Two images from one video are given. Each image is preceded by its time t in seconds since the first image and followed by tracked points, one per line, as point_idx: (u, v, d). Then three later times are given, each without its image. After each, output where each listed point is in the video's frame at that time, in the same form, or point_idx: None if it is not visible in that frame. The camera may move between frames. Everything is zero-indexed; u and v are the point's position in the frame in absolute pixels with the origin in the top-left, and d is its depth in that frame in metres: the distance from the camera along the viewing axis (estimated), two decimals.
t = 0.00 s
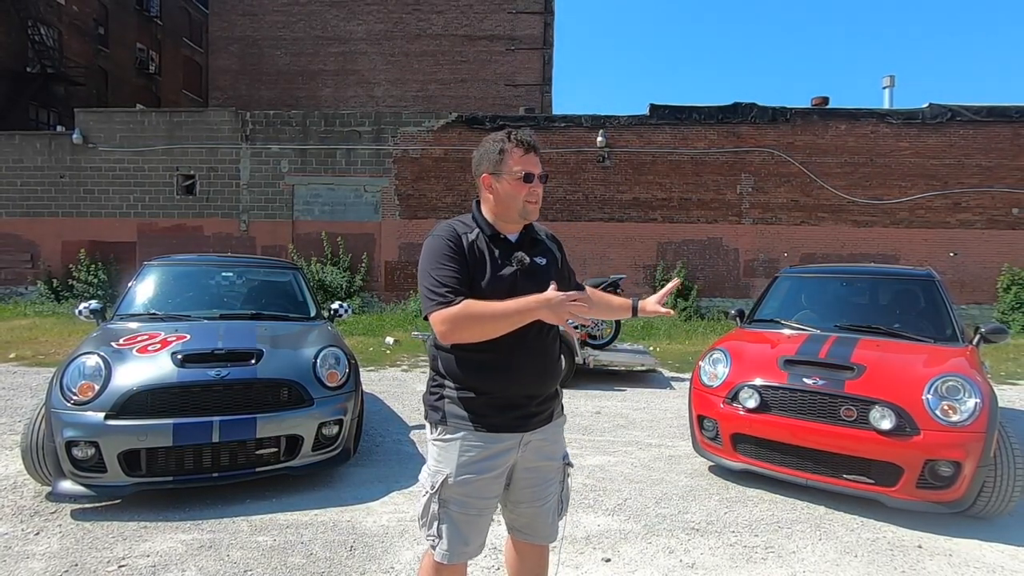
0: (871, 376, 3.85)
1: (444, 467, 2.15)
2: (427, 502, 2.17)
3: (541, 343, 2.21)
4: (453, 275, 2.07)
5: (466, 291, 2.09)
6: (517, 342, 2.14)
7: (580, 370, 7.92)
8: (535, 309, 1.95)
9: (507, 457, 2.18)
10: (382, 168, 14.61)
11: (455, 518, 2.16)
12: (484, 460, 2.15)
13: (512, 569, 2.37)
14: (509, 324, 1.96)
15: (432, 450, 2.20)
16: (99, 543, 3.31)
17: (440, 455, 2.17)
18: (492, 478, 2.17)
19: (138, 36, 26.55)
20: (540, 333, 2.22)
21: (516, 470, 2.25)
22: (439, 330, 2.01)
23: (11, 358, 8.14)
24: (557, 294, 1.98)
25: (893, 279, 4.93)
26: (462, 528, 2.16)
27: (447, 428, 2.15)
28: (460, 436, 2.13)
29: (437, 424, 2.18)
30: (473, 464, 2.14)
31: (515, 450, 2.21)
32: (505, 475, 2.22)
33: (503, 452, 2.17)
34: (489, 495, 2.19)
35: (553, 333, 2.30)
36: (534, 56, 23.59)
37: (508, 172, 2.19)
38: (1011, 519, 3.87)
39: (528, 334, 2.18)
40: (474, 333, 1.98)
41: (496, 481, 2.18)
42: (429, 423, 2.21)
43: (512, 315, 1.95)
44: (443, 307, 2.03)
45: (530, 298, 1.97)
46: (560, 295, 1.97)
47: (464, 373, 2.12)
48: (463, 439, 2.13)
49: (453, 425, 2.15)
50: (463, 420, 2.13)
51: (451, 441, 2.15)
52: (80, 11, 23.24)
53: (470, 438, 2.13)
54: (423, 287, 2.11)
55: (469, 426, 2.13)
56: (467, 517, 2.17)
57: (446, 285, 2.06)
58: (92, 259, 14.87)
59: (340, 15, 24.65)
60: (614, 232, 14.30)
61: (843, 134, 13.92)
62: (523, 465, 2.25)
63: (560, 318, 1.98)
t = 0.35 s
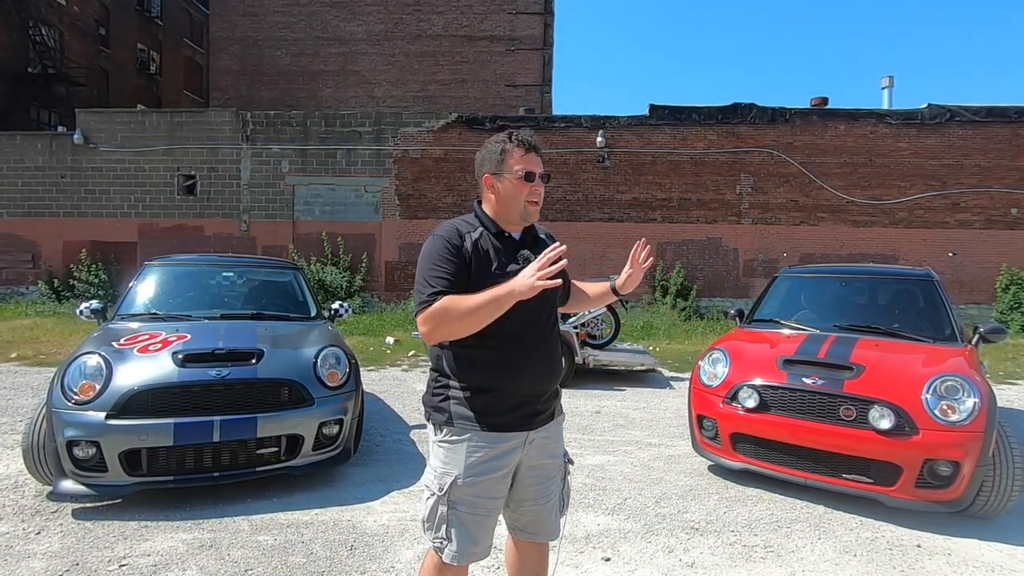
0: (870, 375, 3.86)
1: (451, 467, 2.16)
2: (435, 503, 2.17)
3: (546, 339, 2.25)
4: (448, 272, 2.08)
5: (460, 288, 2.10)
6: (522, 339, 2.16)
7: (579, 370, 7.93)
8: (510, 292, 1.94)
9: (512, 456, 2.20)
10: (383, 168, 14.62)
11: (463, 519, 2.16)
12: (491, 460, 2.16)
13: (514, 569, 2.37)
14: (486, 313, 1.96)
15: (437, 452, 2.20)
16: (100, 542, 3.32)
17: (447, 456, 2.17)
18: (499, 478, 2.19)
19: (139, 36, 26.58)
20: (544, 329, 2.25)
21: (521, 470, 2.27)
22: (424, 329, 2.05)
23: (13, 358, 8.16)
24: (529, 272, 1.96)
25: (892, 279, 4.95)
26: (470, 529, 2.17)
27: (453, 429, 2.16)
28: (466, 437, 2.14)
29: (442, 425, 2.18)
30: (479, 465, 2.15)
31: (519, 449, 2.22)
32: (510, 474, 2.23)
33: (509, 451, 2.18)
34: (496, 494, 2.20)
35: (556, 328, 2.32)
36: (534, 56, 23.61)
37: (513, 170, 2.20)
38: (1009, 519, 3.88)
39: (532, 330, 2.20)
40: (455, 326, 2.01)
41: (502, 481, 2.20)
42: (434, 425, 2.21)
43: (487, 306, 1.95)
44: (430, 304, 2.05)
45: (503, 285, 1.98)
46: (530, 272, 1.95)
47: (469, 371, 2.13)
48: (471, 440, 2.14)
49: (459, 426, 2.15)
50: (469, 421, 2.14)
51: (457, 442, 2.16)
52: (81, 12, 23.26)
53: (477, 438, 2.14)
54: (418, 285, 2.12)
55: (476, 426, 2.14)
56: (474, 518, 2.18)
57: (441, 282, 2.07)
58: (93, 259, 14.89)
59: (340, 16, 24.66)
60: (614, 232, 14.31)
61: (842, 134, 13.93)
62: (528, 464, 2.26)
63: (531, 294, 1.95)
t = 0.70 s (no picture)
0: (869, 375, 3.87)
1: (435, 462, 2.20)
2: (421, 497, 2.21)
3: (540, 343, 2.21)
4: (429, 273, 2.19)
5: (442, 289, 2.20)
6: (511, 341, 2.15)
7: (579, 370, 7.94)
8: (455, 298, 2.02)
9: (500, 455, 2.20)
10: (383, 168, 14.63)
11: (446, 515, 2.18)
12: (474, 457, 2.17)
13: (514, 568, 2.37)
14: (436, 318, 2.05)
15: (428, 447, 2.25)
16: (101, 542, 3.33)
17: (434, 451, 2.21)
18: (484, 476, 2.19)
19: (140, 37, 26.60)
20: (538, 333, 2.21)
21: (511, 469, 2.26)
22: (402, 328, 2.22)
23: (14, 358, 8.17)
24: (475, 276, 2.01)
25: (891, 279, 4.95)
26: (453, 525, 2.18)
27: (440, 424, 2.20)
28: (450, 432, 2.18)
29: (432, 420, 2.23)
30: (463, 461, 2.17)
31: (508, 449, 2.22)
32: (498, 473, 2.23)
33: (493, 449, 2.18)
34: (481, 491, 2.21)
35: (553, 331, 2.30)
36: (534, 57, 23.62)
37: (505, 173, 2.20)
38: (1009, 518, 3.88)
39: (524, 331, 2.18)
40: (414, 328, 2.12)
41: (488, 478, 2.20)
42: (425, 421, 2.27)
43: (436, 310, 2.04)
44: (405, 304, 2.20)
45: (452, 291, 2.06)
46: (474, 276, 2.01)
47: (457, 370, 2.17)
48: (454, 436, 2.17)
49: (444, 421, 2.19)
50: (454, 416, 2.18)
51: (442, 438, 2.19)
52: (82, 13, 23.28)
53: (461, 434, 2.17)
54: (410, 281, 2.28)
55: (459, 422, 2.17)
56: (458, 513, 2.19)
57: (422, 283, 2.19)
58: (94, 260, 14.92)
59: (340, 17, 24.67)
60: (614, 232, 14.32)
61: (841, 134, 13.94)
62: (518, 464, 2.25)
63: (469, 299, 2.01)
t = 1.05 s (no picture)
0: (868, 375, 3.88)
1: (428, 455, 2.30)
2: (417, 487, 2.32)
3: (528, 348, 2.17)
4: (426, 282, 2.31)
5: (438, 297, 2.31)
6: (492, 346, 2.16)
7: (579, 370, 7.95)
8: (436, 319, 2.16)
9: (487, 454, 2.22)
10: (383, 169, 14.64)
11: (435, 506, 2.25)
12: (461, 453, 2.23)
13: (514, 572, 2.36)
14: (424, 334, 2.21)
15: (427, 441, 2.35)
16: (102, 541, 3.34)
17: (429, 445, 2.31)
18: (471, 472, 2.23)
19: (141, 37, 26.62)
20: (524, 338, 2.17)
21: (503, 470, 2.27)
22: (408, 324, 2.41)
23: (15, 358, 8.18)
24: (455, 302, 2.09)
25: (890, 279, 4.96)
26: (442, 517, 2.24)
27: (434, 419, 2.30)
28: (440, 427, 2.27)
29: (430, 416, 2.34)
30: (450, 456, 2.23)
31: (498, 450, 2.24)
32: (489, 471, 2.25)
33: (479, 448, 2.22)
34: (471, 488, 2.25)
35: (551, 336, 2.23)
36: (534, 58, 23.63)
37: (495, 174, 2.22)
38: (1007, 517, 3.90)
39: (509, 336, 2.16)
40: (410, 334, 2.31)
41: (475, 476, 2.24)
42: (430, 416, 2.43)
43: (428, 322, 2.17)
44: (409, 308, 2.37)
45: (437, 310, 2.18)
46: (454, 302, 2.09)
47: (452, 371, 2.24)
48: (444, 430, 2.26)
49: (438, 416, 2.29)
50: (446, 414, 2.26)
51: (435, 432, 2.29)
52: (83, 14, 23.30)
53: (449, 429, 2.25)
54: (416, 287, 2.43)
55: (448, 418, 2.25)
56: (447, 507, 2.24)
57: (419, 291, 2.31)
58: (95, 260, 14.93)
59: (341, 18, 24.68)
60: (614, 233, 14.33)
61: (840, 135, 13.95)
62: (510, 465, 2.25)
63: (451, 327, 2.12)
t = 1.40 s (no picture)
0: (867, 375, 3.89)
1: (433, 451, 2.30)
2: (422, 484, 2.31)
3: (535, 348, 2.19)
4: (429, 290, 2.29)
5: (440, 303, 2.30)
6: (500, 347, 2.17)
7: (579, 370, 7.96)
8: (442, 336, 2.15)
9: (492, 451, 2.23)
10: (384, 169, 14.66)
11: (441, 502, 2.24)
12: (469, 450, 2.23)
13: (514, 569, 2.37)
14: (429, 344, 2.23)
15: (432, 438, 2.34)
16: (103, 540, 3.35)
17: (435, 441, 2.30)
18: (478, 468, 2.24)
19: (141, 38, 26.64)
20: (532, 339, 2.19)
21: (507, 466, 2.28)
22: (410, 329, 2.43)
23: (16, 357, 8.20)
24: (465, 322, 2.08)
25: (890, 279, 4.97)
26: (449, 513, 2.24)
27: (440, 417, 2.30)
28: (446, 423, 2.27)
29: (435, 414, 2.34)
30: (458, 453, 2.23)
31: (502, 447, 2.25)
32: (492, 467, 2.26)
33: (486, 445, 2.23)
34: (476, 484, 2.25)
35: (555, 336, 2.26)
36: (534, 58, 23.63)
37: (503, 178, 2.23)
38: (1006, 517, 3.91)
39: (516, 336, 2.18)
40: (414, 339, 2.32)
41: (482, 472, 2.24)
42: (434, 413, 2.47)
43: (433, 333, 2.17)
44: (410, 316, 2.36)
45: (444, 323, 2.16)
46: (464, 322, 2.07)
47: (457, 371, 2.24)
48: (450, 426, 2.26)
49: (444, 413, 2.29)
50: (453, 413, 2.26)
51: (440, 428, 2.29)
52: (83, 14, 23.31)
53: (457, 427, 2.24)
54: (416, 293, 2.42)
55: (455, 416, 2.25)
56: (453, 502, 2.24)
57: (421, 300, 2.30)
58: (96, 260, 14.94)
59: (341, 18, 24.68)
60: (613, 233, 14.34)
61: (840, 135, 13.96)
62: (512, 463, 2.27)
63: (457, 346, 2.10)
